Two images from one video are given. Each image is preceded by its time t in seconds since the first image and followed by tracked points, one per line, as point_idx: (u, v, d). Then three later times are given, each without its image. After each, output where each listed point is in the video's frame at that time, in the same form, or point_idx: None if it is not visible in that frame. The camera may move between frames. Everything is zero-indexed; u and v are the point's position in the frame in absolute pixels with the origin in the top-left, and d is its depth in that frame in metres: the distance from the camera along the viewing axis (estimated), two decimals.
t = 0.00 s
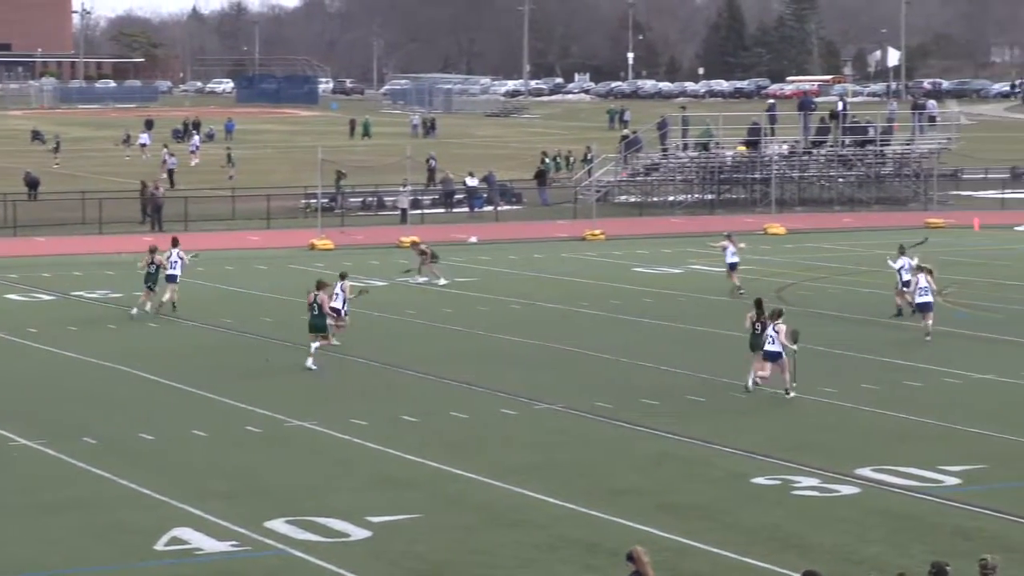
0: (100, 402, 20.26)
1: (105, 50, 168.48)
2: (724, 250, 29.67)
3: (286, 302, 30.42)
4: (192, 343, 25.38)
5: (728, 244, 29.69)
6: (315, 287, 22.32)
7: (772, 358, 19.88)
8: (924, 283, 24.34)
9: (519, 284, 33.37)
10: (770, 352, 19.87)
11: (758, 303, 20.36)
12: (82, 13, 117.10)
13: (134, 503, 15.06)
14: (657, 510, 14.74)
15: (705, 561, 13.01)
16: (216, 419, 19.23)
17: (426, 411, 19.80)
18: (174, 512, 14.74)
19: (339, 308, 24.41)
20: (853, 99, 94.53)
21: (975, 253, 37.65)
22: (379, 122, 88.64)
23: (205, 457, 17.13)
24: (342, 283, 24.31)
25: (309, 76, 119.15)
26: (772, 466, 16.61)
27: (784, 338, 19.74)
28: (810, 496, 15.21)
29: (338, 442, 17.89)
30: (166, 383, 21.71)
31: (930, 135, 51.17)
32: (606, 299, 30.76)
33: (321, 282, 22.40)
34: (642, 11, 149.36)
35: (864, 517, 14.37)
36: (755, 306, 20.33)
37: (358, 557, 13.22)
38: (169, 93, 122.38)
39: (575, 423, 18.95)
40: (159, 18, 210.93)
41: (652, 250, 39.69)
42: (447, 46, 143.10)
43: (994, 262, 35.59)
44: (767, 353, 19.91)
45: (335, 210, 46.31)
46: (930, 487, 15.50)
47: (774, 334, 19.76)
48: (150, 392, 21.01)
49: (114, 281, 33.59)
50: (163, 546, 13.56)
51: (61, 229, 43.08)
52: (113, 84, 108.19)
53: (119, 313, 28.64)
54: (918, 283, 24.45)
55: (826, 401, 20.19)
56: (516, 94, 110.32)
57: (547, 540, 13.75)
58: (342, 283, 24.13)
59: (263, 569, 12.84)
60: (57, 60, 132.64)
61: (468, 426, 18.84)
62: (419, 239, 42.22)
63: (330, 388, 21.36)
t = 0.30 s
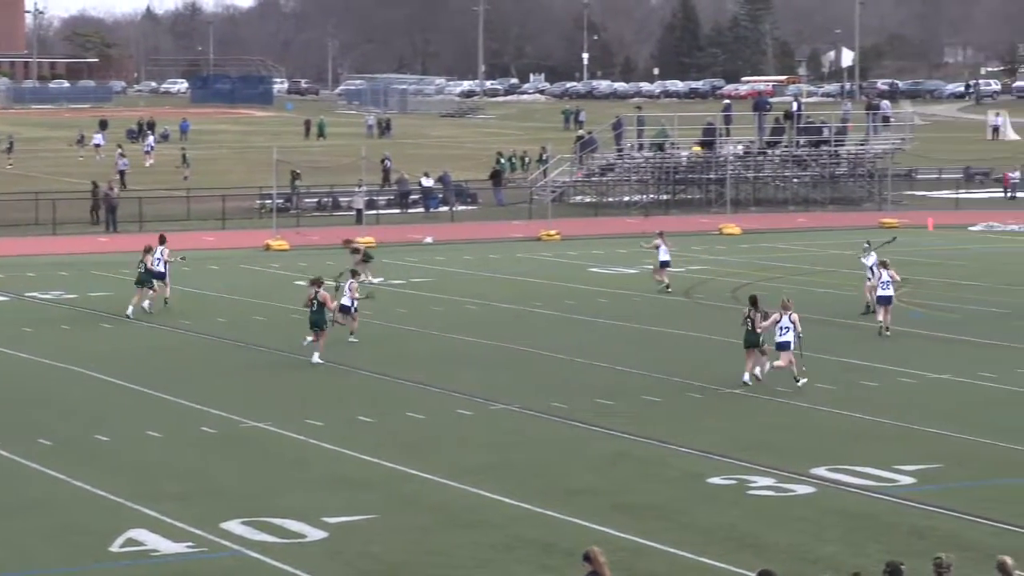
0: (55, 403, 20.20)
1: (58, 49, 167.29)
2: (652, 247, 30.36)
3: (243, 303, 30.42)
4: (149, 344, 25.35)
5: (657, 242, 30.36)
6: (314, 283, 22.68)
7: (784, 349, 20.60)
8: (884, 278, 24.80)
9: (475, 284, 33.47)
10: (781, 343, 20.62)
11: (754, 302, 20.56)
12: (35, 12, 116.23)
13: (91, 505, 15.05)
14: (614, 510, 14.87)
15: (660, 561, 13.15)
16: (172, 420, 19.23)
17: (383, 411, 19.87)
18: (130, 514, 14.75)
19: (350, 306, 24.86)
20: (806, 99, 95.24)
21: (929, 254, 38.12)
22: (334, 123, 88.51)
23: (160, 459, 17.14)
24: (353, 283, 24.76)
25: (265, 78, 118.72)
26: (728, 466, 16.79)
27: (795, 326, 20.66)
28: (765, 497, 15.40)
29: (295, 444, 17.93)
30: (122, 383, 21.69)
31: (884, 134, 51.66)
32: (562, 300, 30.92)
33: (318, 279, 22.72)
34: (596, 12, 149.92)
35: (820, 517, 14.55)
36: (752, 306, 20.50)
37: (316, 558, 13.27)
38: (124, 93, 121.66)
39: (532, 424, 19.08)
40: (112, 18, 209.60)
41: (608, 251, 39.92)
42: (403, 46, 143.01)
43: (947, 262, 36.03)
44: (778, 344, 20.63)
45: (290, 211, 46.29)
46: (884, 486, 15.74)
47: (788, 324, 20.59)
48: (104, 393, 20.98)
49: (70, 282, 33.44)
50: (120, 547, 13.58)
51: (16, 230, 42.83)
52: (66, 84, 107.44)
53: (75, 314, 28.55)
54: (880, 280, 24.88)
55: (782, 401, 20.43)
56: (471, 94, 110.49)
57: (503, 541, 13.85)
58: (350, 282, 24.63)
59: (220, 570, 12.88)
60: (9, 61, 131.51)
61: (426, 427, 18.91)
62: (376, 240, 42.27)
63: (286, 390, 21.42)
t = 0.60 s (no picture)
0: (14, 404, 20.02)
1: (19, 50, 166.16)
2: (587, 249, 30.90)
3: (204, 303, 30.27)
4: (110, 344, 25.18)
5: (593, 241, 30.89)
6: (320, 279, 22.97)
7: (796, 342, 21.34)
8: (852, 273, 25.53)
9: (439, 285, 33.42)
10: (793, 336, 21.32)
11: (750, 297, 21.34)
12: None
13: (51, 506, 14.92)
14: (576, 510, 14.85)
15: (624, 562, 13.14)
16: (134, 421, 19.11)
17: (345, 412, 19.81)
18: (91, 515, 14.64)
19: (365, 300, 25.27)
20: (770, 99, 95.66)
21: (892, 254, 38.33)
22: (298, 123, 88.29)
23: (121, 459, 17.03)
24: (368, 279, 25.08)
25: (228, 77, 118.33)
26: (692, 466, 16.80)
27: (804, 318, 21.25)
28: (729, 497, 15.42)
29: (257, 444, 17.86)
30: (82, 384, 21.56)
31: (847, 134, 51.96)
32: (526, 300, 30.91)
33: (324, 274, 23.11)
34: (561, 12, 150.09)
35: (783, 517, 14.59)
36: (747, 300, 21.31)
37: (278, 559, 13.21)
38: (85, 94, 121.14)
39: (494, 424, 19.06)
40: (73, 18, 208.31)
41: (572, 250, 40.00)
42: (366, 46, 142.87)
43: (910, 262, 36.24)
44: (791, 339, 21.35)
45: (253, 211, 46.13)
46: (847, 486, 15.81)
47: (795, 319, 21.19)
48: (65, 394, 20.83)
49: (30, 283, 33.23)
50: (81, 548, 13.46)
51: None
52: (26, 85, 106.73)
53: (36, 315, 28.35)
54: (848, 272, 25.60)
55: (747, 401, 20.50)
56: (434, 94, 110.61)
57: (466, 541, 13.81)
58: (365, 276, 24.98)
59: (181, 571, 12.80)
60: None
61: (389, 428, 18.85)
62: (339, 240, 42.16)
63: (248, 389, 21.33)
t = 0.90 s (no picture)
0: None
1: None
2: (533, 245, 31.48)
3: (173, 303, 30.14)
4: (79, 344, 25.04)
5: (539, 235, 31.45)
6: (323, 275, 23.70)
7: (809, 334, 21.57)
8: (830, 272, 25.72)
9: (410, 285, 33.38)
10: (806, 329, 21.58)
11: (747, 293, 21.88)
12: None
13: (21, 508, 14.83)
14: (547, 511, 14.85)
15: (595, 562, 13.14)
16: (104, 422, 19.01)
17: (314, 412, 19.75)
18: (61, 516, 14.56)
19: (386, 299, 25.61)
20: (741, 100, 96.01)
21: (862, 254, 38.49)
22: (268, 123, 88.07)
23: (91, 460, 16.94)
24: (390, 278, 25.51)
25: (197, 78, 118.01)
26: (663, 467, 16.81)
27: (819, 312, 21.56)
28: (700, 497, 15.44)
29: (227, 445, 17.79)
30: (51, 384, 21.44)
31: (817, 134, 52.24)
32: (496, 301, 30.88)
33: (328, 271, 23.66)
34: (531, 12, 150.24)
35: (754, 516, 14.62)
36: (744, 296, 21.85)
37: (249, 559, 13.16)
38: (54, 94, 120.65)
39: (466, 424, 19.03)
40: (40, 17, 207.18)
41: (543, 250, 40.05)
42: (337, 47, 142.79)
43: (879, 262, 36.41)
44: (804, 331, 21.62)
45: (223, 211, 45.99)
46: (819, 486, 15.86)
47: (810, 311, 21.52)
48: (34, 395, 20.71)
49: None
50: (51, 550, 13.38)
51: None
52: None
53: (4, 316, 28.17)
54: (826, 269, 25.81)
55: (718, 401, 20.55)
56: (405, 94, 110.52)
57: (438, 542, 13.78)
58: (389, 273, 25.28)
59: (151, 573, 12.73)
60: None
61: (359, 428, 18.81)
62: (309, 240, 42.08)
63: (218, 390, 21.24)
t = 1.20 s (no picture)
0: None
1: None
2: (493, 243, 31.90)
3: (159, 303, 30.07)
4: (66, 345, 24.98)
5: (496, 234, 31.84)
6: (348, 271, 24.25)
7: (830, 330, 22.37)
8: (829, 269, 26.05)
9: (397, 285, 33.37)
10: (827, 326, 22.38)
11: (760, 289, 22.38)
12: None
13: (7, 509, 14.80)
14: (534, 511, 14.85)
15: (582, 562, 13.14)
16: (90, 422, 18.97)
17: (302, 412, 19.74)
18: (48, 517, 14.52)
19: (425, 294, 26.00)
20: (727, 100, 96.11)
21: (848, 253, 38.57)
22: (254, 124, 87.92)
23: (77, 461, 16.90)
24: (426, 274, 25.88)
25: (183, 78, 117.76)
26: (651, 467, 16.81)
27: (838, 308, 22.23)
28: (687, 497, 15.45)
29: (215, 445, 17.75)
30: (38, 385, 21.39)
31: (803, 134, 52.37)
32: (484, 302, 30.88)
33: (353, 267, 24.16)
34: (518, 12, 150.12)
35: (741, 516, 14.64)
36: (758, 293, 22.35)
37: (236, 559, 13.15)
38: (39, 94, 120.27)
39: (453, 425, 19.02)
40: (25, 16, 206.53)
41: (530, 251, 40.07)
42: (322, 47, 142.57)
43: (865, 262, 36.47)
44: (824, 327, 22.40)
45: (210, 211, 45.91)
46: (806, 485, 15.89)
47: (830, 309, 22.21)
48: (20, 395, 20.66)
49: None
50: (38, 550, 13.35)
51: None
52: None
53: None
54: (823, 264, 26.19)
55: (705, 400, 20.57)
56: (391, 95, 110.40)
57: (426, 542, 13.77)
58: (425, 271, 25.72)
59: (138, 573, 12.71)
60: None
61: (346, 428, 18.79)
62: (296, 241, 42.04)
63: (205, 390, 21.21)
